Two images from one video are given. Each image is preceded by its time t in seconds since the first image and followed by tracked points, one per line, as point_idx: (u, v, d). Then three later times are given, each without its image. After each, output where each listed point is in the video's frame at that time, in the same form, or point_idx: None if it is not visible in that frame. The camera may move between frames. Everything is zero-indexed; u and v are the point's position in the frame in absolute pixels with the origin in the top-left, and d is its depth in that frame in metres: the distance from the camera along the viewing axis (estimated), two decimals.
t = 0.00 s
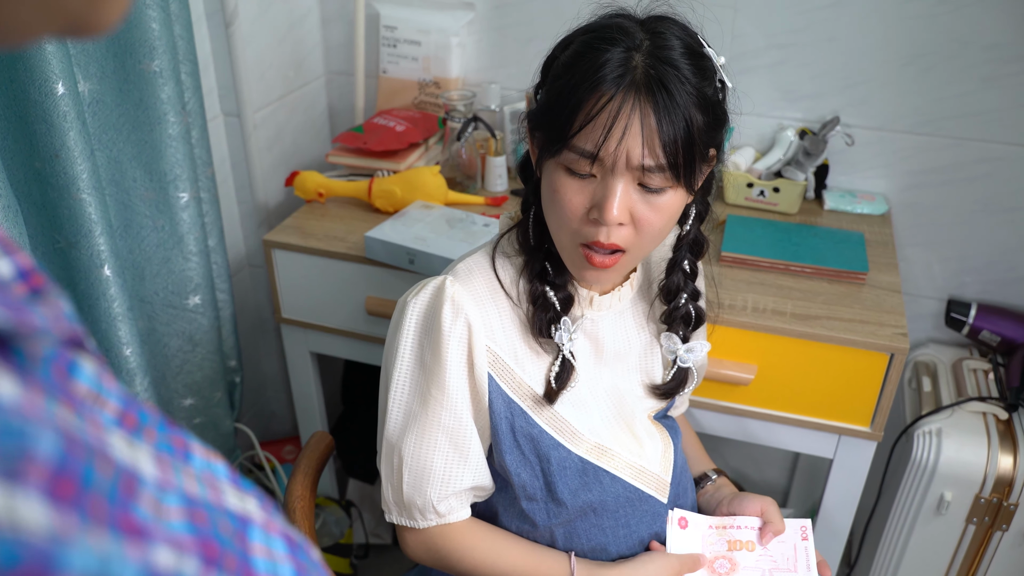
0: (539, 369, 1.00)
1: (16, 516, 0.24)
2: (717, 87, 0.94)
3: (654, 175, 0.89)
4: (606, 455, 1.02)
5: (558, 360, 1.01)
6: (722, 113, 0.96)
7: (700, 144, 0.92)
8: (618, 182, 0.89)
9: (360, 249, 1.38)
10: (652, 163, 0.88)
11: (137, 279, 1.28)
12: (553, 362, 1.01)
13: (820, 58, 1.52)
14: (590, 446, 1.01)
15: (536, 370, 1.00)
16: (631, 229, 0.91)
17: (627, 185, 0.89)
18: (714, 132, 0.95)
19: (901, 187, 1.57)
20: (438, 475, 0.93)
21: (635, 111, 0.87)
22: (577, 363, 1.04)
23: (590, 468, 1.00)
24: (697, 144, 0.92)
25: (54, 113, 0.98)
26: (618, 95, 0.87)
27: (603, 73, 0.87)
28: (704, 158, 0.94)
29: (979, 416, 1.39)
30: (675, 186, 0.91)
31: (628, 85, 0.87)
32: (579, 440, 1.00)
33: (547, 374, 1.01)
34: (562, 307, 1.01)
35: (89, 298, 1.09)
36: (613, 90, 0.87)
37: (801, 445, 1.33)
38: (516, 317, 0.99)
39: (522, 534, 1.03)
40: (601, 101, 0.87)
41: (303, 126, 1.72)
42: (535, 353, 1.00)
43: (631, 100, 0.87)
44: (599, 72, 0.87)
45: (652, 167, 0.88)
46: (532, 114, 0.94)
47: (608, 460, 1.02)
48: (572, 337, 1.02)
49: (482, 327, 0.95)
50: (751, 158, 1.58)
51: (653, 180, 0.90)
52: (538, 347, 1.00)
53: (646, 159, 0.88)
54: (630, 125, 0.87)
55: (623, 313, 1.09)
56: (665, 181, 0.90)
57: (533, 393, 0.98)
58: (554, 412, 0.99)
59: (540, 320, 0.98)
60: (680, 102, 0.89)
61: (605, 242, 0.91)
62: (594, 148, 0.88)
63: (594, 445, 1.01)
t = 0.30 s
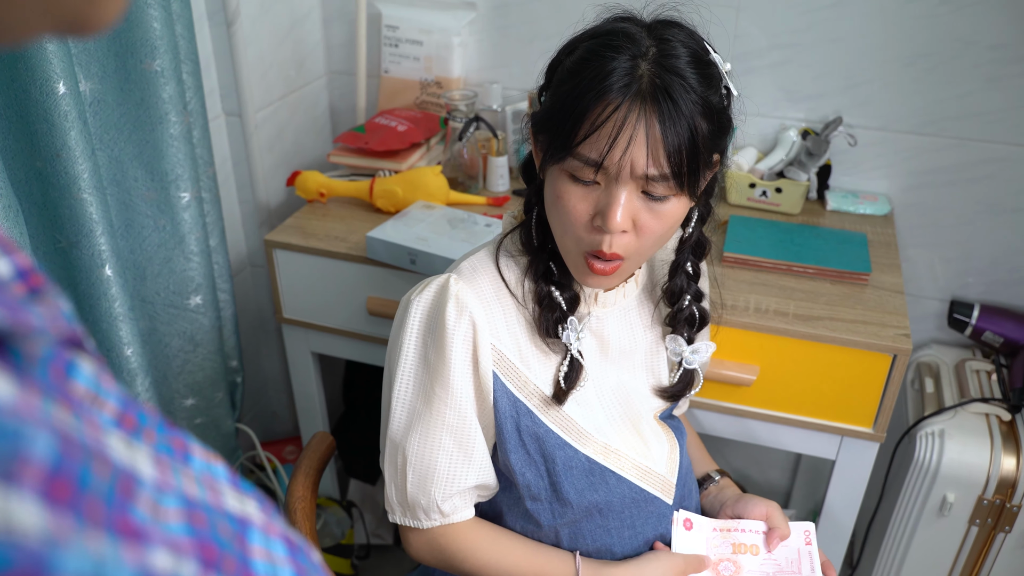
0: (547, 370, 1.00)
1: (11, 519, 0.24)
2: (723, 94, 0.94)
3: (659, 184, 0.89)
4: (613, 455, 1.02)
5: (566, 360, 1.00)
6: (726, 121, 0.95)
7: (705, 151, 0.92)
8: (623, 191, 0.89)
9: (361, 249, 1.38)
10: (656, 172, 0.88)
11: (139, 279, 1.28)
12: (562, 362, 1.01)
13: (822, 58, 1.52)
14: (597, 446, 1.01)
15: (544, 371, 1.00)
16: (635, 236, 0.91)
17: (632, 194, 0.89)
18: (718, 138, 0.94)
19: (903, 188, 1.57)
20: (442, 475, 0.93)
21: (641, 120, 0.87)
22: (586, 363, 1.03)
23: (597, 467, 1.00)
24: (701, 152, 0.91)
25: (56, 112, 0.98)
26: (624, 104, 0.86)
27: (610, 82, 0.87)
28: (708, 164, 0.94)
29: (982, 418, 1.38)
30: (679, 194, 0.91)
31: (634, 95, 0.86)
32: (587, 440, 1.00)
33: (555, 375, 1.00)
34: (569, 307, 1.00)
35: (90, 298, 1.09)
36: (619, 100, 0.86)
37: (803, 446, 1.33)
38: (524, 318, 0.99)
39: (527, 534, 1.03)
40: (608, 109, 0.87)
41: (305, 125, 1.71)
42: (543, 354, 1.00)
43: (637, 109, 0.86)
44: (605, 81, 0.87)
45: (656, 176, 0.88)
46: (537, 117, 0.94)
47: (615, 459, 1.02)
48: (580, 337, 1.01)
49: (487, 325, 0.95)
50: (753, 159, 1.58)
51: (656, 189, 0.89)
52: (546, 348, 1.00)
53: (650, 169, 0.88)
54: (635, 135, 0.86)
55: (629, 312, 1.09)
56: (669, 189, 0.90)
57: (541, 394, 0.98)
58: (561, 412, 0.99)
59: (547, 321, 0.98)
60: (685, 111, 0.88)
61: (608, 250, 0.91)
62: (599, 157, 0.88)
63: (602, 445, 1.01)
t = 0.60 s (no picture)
0: (547, 372, 1.00)
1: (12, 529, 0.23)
2: (726, 98, 0.94)
3: (659, 188, 0.89)
4: (614, 457, 1.01)
5: (566, 361, 1.00)
6: (730, 124, 0.95)
7: (707, 155, 0.92)
8: (623, 196, 0.88)
9: (363, 250, 1.37)
10: (657, 178, 0.88)
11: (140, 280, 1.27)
12: (562, 363, 1.00)
13: (825, 59, 1.51)
14: (598, 448, 1.00)
15: (544, 373, 0.99)
16: (635, 239, 0.91)
17: (632, 198, 0.89)
18: (722, 141, 0.94)
19: (906, 189, 1.56)
20: (444, 477, 0.93)
21: (641, 126, 0.86)
22: (586, 363, 1.03)
23: (598, 469, 1.00)
24: (704, 155, 0.91)
25: (57, 113, 0.97)
26: (626, 110, 0.86)
27: (612, 87, 0.86)
28: (710, 168, 0.94)
29: (985, 420, 1.38)
30: (681, 197, 0.91)
31: (636, 100, 0.86)
32: (587, 442, 1.00)
33: (555, 377, 1.00)
34: (570, 307, 1.00)
35: (92, 298, 1.09)
36: (620, 105, 0.86)
37: (806, 448, 1.32)
38: (524, 318, 0.99)
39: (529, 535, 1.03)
40: (609, 113, 0.87)
41: (306, 126, 1.71)
42: (543, 354, 1.00)
43: (638, 114, 0.86)
44: (607, 85, 0.86)
45: (656, 181, 0.88)
46: (540, 118, 0.94)
47: (616, 461, 1.01)
48: (581, 338, 1.01)
49: (489, 327, 0.94)
50: (756, 160, 1.58)
51: (657, 193, 0.89)
52: (547, 349, 1.00)
53: (651, 174, 0.88)
54: (636, 140, 0.86)
55: (630, 313, 1.08)
56: (669, 193, 0.90)
57: (541, 395, 0.98)
58: (562, 413, 0.99)
59: (547, 321, 0.98)
60: (687, 117, 0.88)
61: (608, 251, 0.91)
62: (599, 161, 0.87)
63: (603, 447, 1.01)
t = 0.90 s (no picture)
0: (546, 372, 0.99)
1: (19, 533, 0.24)
2: (726, 96, 0.94)
3: (659, 183, 0.89)
4: (615, 458, 1.01)
5: (565, 361, 1.00)
6: (730, 122, 0.95)
7: (707, 152, 0.92)
8: (622, 191, 0.88)
9: (364, 251, 1.37)
10: (657, 173, 0.88)
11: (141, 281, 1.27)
12: (561, 363, 1.00)
13: (827, 59, 1.51)
14: (598, 449, 1.00)
15: (544, 373, 0.99)
16: (635, 236, 0.90)
17: (632, 194, 0.89)
18: (722, 139, 0.94)
19: (908, 189, 1.56)
20: (446, 479, 0.93)
21: (642, 121, 0.86)
22: (585, 364, 1.03)
23: (598, 470, 1.00)
24: (705, 152, 0.91)
25: (58, 113, 0.97)
26: (626, 105, 0.86)
27: (612, 83, 0.86)
28: (711, 166, 0.94)
29: (986, 421, 1.38)
30: (681, 194, 0.91)
31: (636, 95, 0.86)
32: (587, 443, 1.00)
33: (553, 377, 1.00)
34: (570, 307, 1.00)
35: (93, 299, 1.09)
36: (620, 100, 0.86)
37: (807, 448, 1.32)
38: (523, 318, 0.99)
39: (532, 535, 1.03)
40: (609, 109, 0.87)
41: (308, 126, 1.71)
42: (542, 354, 0.99)
43: (638, 110, 0.86)
44: (607, 81, 0.86)
45: (656, 176, 0.88)
46: (540, 117, 0.94)
47: (616, 462, 1.01)
48: (580, 339, 1.01)
49: (489, 329, 0.95)
50: (757, 161, 1.58)
51: (658, 187, 0.89)
52: (546, 349, 1.00)
53: (651, 169, 0.87)
54: (636, 135, 0.86)
55: (630, 314, 1.08)
56: (670, 189, 0.89)
57: (540, 395, 0.98)
58: (563, 415, 0.99)
59: (547, 321, 0.97)
60: (687, 112, 0.88)
61: (608, 248, 0.90)
62: (600, 156, 0.87)
63: (603, 447, 1.01)
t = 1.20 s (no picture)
0: (545, 370, 0.99)
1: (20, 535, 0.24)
2: (730, 92, 0.94)
3: (661, 173, 0.88)
4: (615, 457, 1.01)
5: (565, 358, 0.99)
6: (733, 120, 0.95)
7: (711, 147, 0.91)
8: (624, 180, 0.88)
9: (366, 251, 1.38)
10: (659, 162, 0.87)
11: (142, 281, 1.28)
12: (560, 361, 1.00)
13: (829, 60, 1.51)
14: (598, 448, 1.00)
15: (543, 371, 0.99)
16: (636, 227, 0.90)
17: (633, 183, 0.88)
18: (725, 136, 0.94)
19: (910, 190, 1.56)
20: (447, 478, 0.93)
21: (646, 110, 0.86)
22: (585, 363, 1.03)
23: (598, 469, 1.00)
24: (708, 147, 0.91)
25: (60, 113, 0.97)
26: (629, 94, 0.86)
27: (617, 71, 0.86)
28: (714, 162, 0.94)
29: (988, 421, 1.38)
30: (683, 186, 0.90)
31: (640, 83, 0.86)
32: (587, 442, 1.00)
33: (553, 375, 0.99)
34: (570, 305, 0.99)
35: (95, 299, 1.09)
36: (625, 89, 0.86)
37: (809, 449, 1.32)
38: (523, 316, 0.99)
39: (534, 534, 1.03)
40: (612, 99, 0.87)
41: (309, 126, 1.71)
42: (541, 352, 0.99)
43: (643, 99, 0.86)
44: (611, 70, 0.87)
45: (659, 165, 0.87)
46: (544, 110, 0.94)
47: (617, 462, 1.01)
48: (580, 336, 1.00)
49: (490, 328, 0.95)
50: (759, 161, 1.58)
51: (661, 177, 0.89)
52: (545, 346, 0.99)
53: (653, 159, 0.87)
54: (639, 123, 0.86)
55: (631, 315, 1.08)
56: (672, 180, 0.89)
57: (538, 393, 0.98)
58: (563, 414, 0.99)
59: (546, 319, 0.97)
60: (692, 105, 0.88)
61: (608, 240, 0.90)
62: (603, 144, 0.87)
63: (603, 447, 1.01)
